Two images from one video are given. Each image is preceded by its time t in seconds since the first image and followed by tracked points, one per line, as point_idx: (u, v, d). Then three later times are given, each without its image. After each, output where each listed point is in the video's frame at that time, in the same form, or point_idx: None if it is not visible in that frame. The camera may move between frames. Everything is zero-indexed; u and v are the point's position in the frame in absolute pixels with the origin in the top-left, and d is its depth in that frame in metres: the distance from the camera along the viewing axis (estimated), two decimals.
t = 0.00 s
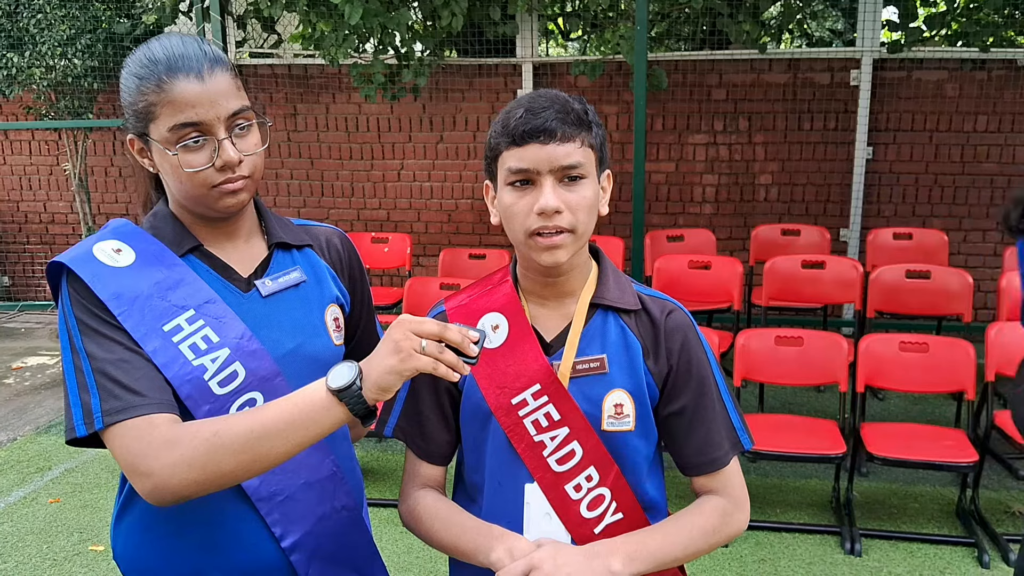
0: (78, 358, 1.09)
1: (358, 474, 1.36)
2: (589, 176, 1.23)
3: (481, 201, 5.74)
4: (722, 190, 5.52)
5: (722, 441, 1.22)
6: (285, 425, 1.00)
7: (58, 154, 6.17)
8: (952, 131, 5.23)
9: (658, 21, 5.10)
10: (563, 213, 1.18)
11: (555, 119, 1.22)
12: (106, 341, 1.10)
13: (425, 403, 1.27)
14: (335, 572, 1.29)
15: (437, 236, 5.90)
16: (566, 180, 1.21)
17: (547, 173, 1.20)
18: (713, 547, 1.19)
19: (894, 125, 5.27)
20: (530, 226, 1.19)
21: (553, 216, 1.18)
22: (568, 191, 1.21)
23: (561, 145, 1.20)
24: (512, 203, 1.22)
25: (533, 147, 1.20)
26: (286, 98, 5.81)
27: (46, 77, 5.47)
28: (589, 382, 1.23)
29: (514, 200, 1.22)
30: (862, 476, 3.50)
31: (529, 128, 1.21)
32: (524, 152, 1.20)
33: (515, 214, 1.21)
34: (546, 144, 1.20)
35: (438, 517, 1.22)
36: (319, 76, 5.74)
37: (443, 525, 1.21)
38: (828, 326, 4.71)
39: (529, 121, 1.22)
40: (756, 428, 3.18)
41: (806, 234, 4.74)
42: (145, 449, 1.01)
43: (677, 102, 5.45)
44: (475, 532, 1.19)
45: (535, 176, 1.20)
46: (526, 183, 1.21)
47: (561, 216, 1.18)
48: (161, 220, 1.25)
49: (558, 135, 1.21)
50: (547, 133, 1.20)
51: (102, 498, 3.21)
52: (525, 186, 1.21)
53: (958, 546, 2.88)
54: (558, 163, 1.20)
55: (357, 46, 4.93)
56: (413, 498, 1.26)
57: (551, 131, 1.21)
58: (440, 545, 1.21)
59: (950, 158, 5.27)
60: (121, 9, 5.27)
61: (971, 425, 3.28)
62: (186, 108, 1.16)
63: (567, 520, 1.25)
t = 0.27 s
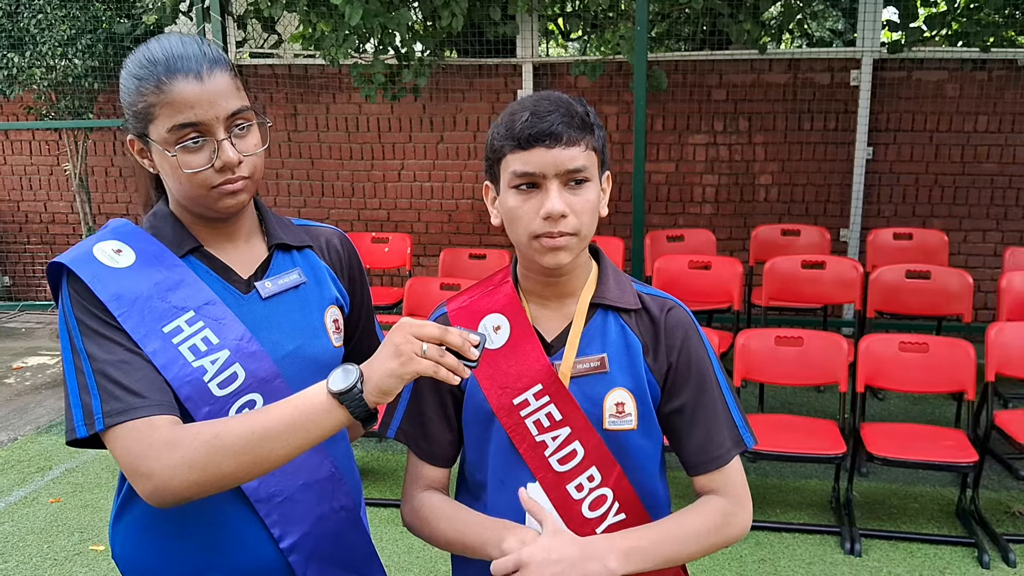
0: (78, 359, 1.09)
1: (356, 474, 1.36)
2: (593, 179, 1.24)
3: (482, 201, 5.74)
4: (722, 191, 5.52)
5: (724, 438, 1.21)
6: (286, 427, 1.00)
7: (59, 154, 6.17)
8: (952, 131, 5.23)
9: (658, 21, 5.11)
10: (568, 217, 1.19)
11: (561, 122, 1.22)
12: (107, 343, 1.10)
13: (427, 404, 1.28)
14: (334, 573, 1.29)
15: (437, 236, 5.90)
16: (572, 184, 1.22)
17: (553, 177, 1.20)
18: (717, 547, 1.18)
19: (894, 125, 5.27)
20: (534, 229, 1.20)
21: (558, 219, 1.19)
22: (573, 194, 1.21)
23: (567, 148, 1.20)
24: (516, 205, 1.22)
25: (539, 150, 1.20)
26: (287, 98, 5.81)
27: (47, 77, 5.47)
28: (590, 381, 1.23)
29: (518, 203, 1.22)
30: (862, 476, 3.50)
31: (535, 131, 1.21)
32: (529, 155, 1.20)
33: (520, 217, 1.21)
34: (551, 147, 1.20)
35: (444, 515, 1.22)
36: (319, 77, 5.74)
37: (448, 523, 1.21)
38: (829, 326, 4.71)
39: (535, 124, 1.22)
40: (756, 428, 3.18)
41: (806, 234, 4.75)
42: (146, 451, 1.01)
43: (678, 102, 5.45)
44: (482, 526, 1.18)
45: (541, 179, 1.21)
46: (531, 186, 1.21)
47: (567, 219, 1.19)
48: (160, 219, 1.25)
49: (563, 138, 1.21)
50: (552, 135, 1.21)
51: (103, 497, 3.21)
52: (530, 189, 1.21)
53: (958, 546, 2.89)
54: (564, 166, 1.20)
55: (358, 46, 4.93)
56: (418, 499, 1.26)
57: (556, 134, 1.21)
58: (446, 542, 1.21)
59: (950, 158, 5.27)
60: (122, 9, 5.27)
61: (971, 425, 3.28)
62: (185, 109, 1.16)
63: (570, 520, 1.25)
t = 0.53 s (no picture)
0: (80, 361, 1.09)
1: (357, 475, 1.36)
2: (590, 176, 1.23)
3: (482, 201, 5.74)
4: (723, 191, 5.52)
5: (724, 441, 1.21)
6: (288, 428, 1.00)
7: (60, 154, 6.17)
8: (953, 131, 5.23)
9: (659, 21, 5.11)
10: (563, 214, 1.19)
11: (555, 121, 1.22)
12: (109, 344, 1.10)
13: (429, 404, 1.29)
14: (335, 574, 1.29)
15: (438, 236, 5.90)
16: (567, 182, 1.22)
17: (547, 174, 1.20)
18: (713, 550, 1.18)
19: (894, 125, 5.27)
20: (531, 227, 1.20)
21: (554, 217, 1.19)
22: (567, 192, 1.21)
23: (561, 145, 1.20)
24: (513, 204, 1.22)
25: (533, 148, 1.20)
26: (287, 98, 5.81)
27: (48, 78, 5.47)
28: (592, 382, 1.23)
29: (515, 202, 1.22)
30: (863, 476, 3.50)
31: (529, 129, 1.22)
32: (524, 153, 1.21)
33: (516, 216, 1.21)
34: (547, 145, 1.20)
35: (443, 516, 1.22)
36: (320, 77, 5.74)
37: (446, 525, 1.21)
38: (829, 326, 4.71)
39: (530, 123, 1.22)
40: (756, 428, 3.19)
41: (806, 234, 4.75)
42: (149, 453, 1.01)
43: (678, 103, 5.46)
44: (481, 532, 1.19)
45: (536, 178, 1.21)
46: (527, 185, 1.22)
47: (562, 217, 1.19)
48: (161, 220, 1.25)
49: (558, 136, 1.21)
50: (547, 134, 1.21)
51: (103, 498, 3.21)
52: (526, 187, 1.22)
53: (958, 546, 2.89)
54: (558, 163, 1.20)
55: (358, 47, 4.93)
56: (419, 500, 1.26)
57: (551, 132, 1.21)
58: (444, 545, 1.21)
59: (951, 159, 5.27)
60: (123, 9, 5.28)
61: (971, 425, 3.28)
62: (179, 102, 1.16)
63: (571, 521, 1.25)
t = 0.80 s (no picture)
0: (81, 360, 1.09)
1: (358, 474, 1.36)
2: (589, 176, 1.23)
3: (484, 201, 5.74)
4: (724, 190, 5.52)
5: (726, 441, 1.21)
6: (290, 425, 1.00)
7: (61, 154, 6.17)
8: (954, 131, 5.23)
9: (660, 20, 5.11)
10: (560, 214, 1.18)
11: (552, 121, 1.22)
12: (110, 343, 1.10)
13: (431, 403, 1.28)
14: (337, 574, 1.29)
15: (439, 236, 5.90)
16: (565, 182, 1.21)
17: (545, 175, 1.20)
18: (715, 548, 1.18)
19: (896, 125, 5.26)
20: (530, 228, 1.19)
21: (551, 217, 1.18)
22: (566, 191, 1.21)
23: (559, 146, 1.20)
24: (512, 205, 1.22)
25: (529, 149, 1.20)
26: (289, 98, 5.81)
27: (49, 78, 5.46)
28: (593, 382, 1.23)
29: (513, 203, 1.22)
30: (864, 476, 3.50)
31: (527, 130, 1.21)
32: (522, 154, 1.21)
33: (515, 216, 1.22)
34: (545, 145, 1.20)
35: (447, 518, 1.22)
36: (321, 77, 5.74)
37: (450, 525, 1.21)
38: (830, 326, 4.71)
39: (528, 123, 1.22)
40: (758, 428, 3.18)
41: (807, 234, 4.75)
42: (151, 451, 1.01)
43: (679, 102, 5.45)
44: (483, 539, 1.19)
45: (534, 178, 1.21)
46: (524, 185, 1.22)
47: (560, 217, 1.18)
48: (161, 220, 1.25)
49: (555, 136, 1.21)
50: (544, 134, 1.21)
51: (105, 497, 3.21)
52: (523, 188, 1.22)
53: (960, 546, 2.88)
54: (557, 164, 1.20)
55: (360, 47, 4.92)
56: (424, 499, 1.26)
57: (548, 132, 1.21)
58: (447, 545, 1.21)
59: (952, 158, 5.27)
60: (124, 9, 5.28)
61: (973, 424, 3.28)
62: (175, 100, 1.16)
63: (572, 523, 1.24)
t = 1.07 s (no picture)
0: (83, 360, 1.09)
1: (360, 475, 1.36)
2: (591, 177, 1.23)
3: (485, 200, 5.74)
4: (725, 190, 5.52)
5: (727, 442, 1.21)
6: (293, 423, 1.00)
7: (62, 154, 6.18)
8: (955, 131, 5.22)
9: (661, 20, 5.15)
10: (564, 215, 1.18)
11: (555, 122, 1.22)
12: (111, 343, 1.10)
13: (433, 402, 1.28)
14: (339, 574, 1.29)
15: (440, 236, 5.90)
16: (568, 183, 1.21)
17: (548, 176, 1.20)
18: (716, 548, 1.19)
19: (897, 125, 5.26)
20: (531, 228, 1.19)
21: (554, 218, 1.18)
22: (568, 192, 1.21)
23: (561, 148, 1.20)
24: (515, 205, 1.22)
25: (532, 150, 1.20)
26: (290, 98, 5.81)
27: (50, 77, 5.46)
28: (595, 381, 1.23)
29: (515, 203, 1.22)
30: (866, 476, 3.50)
31: (530, 131, 1.21)
32: (526, 156, 1.20)
33: (517, 217, 1.22)
34: (547, 147, 1.20)
35: (448, 518, 1.22)
36: (322, 76, 5.74)
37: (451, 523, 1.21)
38: (831, 325, 4.70)
39: (530, 123, 1.22)
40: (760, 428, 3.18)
41: (809, 234, 4.75)
42: (154, 450, 1.01)
43: (680, 102, 5.45)
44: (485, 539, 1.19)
45: (536, 179, 1.21)
46: (527, 186, 1.22)
47: (563, 218, 1.18)
48: (163, 220, 1.25)
49: (556, 137, 1.21)
50: (546, 135, 1.21)
51: (106, 497, 3.21)
52: (525, 189, 1.22)
53: (962, 546, 2.88)
54: (559, 166, 1.20)
55: (360, 46, 4.92)
56: (424, 499, 1.26)
57: (551, 133, 1.21)
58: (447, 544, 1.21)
59: (953, 158, 5.27)
60: (126, 9, 5.29)
61: (975, 424, 3.28)
62: (180, 101, 1.16)
63: (574, 522, 1.24)
